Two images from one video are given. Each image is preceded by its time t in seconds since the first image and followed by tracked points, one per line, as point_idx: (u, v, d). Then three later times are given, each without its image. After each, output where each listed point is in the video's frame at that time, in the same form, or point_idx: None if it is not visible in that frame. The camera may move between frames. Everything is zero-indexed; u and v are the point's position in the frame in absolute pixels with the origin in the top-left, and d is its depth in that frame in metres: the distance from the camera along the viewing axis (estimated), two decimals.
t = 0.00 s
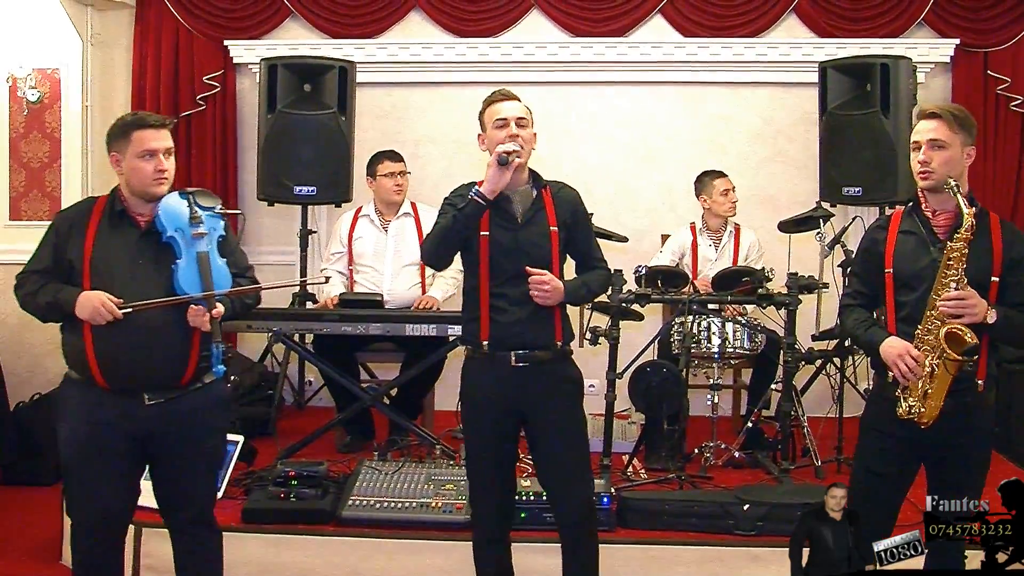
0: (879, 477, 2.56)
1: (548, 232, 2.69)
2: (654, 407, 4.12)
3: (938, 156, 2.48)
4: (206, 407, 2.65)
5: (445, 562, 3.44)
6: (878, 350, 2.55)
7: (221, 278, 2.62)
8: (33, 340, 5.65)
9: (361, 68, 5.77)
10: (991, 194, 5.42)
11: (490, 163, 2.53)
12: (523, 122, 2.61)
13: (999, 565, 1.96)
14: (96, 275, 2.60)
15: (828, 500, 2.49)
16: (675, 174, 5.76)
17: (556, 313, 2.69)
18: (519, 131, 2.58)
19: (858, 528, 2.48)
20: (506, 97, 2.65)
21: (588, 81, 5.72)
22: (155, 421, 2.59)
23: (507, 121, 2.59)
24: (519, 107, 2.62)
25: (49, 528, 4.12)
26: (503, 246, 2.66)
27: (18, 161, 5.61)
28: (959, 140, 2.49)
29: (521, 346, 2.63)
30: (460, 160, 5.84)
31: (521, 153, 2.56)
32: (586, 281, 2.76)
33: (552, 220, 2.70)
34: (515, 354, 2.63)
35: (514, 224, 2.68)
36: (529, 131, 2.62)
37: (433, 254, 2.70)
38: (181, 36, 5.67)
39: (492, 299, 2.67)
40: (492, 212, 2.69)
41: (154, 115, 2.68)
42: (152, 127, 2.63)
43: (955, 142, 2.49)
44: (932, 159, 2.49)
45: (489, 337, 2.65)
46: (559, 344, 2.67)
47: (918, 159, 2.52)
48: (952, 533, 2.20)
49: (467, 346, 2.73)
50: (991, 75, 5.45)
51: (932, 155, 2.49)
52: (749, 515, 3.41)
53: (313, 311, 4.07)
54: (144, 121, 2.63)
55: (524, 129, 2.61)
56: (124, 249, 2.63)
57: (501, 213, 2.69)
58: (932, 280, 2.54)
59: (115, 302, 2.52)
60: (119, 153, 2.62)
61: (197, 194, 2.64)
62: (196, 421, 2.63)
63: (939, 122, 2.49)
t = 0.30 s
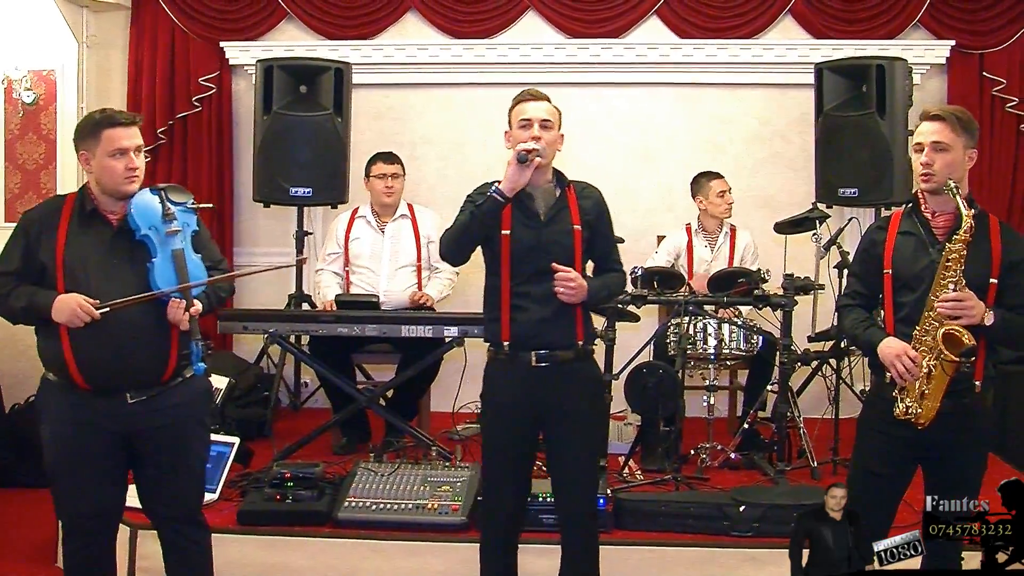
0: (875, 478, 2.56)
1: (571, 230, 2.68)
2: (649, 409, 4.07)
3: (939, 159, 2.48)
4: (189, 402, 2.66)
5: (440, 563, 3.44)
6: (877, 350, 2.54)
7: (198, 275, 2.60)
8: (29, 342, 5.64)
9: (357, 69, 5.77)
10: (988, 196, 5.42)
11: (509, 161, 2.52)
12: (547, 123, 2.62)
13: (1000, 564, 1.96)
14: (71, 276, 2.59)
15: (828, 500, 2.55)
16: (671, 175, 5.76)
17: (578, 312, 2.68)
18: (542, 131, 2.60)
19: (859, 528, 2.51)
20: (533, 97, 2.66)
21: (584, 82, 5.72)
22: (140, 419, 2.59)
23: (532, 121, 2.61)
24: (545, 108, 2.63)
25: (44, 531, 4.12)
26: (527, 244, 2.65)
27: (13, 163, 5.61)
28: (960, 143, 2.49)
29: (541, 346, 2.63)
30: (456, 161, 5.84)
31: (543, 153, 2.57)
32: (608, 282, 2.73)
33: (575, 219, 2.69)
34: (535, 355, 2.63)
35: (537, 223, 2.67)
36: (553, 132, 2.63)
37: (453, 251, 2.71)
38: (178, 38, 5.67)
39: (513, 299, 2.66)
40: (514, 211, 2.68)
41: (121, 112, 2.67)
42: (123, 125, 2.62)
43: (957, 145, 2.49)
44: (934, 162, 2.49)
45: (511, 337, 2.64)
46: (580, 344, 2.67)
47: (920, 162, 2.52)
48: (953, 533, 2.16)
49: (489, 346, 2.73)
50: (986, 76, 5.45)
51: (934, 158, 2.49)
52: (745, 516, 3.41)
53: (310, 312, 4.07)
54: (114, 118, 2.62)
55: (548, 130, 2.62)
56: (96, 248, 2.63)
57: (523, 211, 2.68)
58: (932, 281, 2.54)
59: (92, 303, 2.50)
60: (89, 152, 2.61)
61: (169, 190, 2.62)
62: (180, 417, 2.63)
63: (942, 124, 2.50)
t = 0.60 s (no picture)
0: (872, 476, 2.56)
1: (595, 232, 2.70)
2: (648, 405, 4.11)
3: (932, 157, 2.50)
4: (192, 404, 2.64)
5: (440, 561, 3.43)
6: (872, 345, 2.55)
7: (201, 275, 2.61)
8: (26, 339, 5.63)
9: (356, 67, 5.77)
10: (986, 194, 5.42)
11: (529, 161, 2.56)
12: (575, 124, 2.63)
13: (999, 565, 1.98)
14: (73, 275, 2.60)
15: (828, 500, 2.49)
16: (670, 173, 5.76)
17: (603, 313, 2.70)
18: (568, 132, 2.62)
19: (858, 528, 2.47)
20: (563, 98, 2.67)
21: (583, 80, 5.71)
22: (141, 420, 2.58)
23: (558, 121, 2.62)
24: (573, 108, 2.64)
25: (42, 529, 4.11)
26: (550, 244, 2.67)
27: (11, 160, 5.60)
28: (955, 141, 2.49)
29: (568, 346, 2.65)
30: (454, 159, 5.84)
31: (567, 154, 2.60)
32: (634, 284, 2.74)
33: (601, 220, 2.71)
34: (561, 355, 2.65)
35: (562, 223, 2.69)
36: (581, 133, 2.64)
37: (473, 252, 2.75)
38: (175, 36, 5.66)
39: (536, 299, 2.69)
40: (538, 212, 2.70)
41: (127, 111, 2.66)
42: (126, 125, 2.60)
43: (952, 143, 2.49)
44: (925, 159, 2.51)
45: (534, 339, 2.67)
46: (606, 344, 2.70)
47: (913, 158, 2.55)
48: (952, 533, 2.14)
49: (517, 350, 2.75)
50: (985, 74, 5.45)
51: (926, 156, 2.51)
52: (743, 513, 3.41)
53: (308, 310, 4.07)
54: (116, 118, 2.60)
55: (575, 131, 2.63)
56: (100, 247, 2.62)
57: (548, 211, 2.70)
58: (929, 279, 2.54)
59: (89, 300, 2.51)
60: (93, 153, 2.61)
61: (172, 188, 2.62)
62: (182, 418, 2.62)
63: (938, 122, 2.50)
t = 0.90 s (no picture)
0: (877, 473, 2.56)
1: (617, 229, 2.71)
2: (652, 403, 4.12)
3: (934, 152, 2.50)
4: (219, 407, 2.65)
5: (444, 559, 3.43)
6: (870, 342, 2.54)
7: (246, 269, 2.59)
8: (31, 337, 5.64)
9: (359, 65, 5.77)
10: (989, 190, 5.42)
11: (544, 158, 2.56)
12: (596, 120, 2.63)
13: (998, 565, 2.01)
14: (113, 272, 2.62)
15: (828, 499, 2.48)
16: (674, 170, 5.76)
17: (620, 311, 2.70)
18: (590, 127, 2.63)
19: (858, 528, 2.46)
20: (586, 92, 2.67)
21: (586, 77, 5.71)
22: (168, 420, 2.59)
23: (580, 116, 2.63)
24: (596, 103, 2.64)
25: (48, 526, 4.12)
26: (569, 240, 2.69)
27: (15, 158, 5.60)
28: (958, 138, 2.49)
29: (584, 343, 2.66)
30: (458, 157, 5.84)
31: (586, 149, 2.61)
32: (656, 283, 2.74)
33: (623, 217, 2.72)
34: (576, 351, 2.65)
35: (583, 218, 2.71)
36: (603, 129, 2.65)
37: (486, 245, 2.77)
38: (179, 33, 5.66)
39: (555, 294, 2.70)
40: (561, 206, 2.72)
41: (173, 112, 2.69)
42: (173, 125, 2.63)
43: (954, 140, 2.49)
44: (927, 155, 2.51)
45: (551, 334, 2.68)
46: (621, 342, 2.69)
47: (914, 154, 2.54)
48: (953, 533, 2.17)
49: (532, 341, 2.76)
50: (988, 71, 5.44)
51: (928, 151, 2.50)
52: (747, 511, 3.42)
53: (312, 308, 4.07)
54: (164, 119, 2.63)
55: (596, 127, 2.64)
56: (141, 244, 2.64)
57: (570, 205, 2.72)
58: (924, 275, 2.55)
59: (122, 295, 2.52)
60: (141, 152, 2.64)
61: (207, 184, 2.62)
62: (209, 420, 2.62)
63: (940, 118, 2.50)
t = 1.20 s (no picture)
0: (869, 470, 2.56)
1: (617, 229, 2.71)
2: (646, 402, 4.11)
3: (924, 150, 2.49)
4: (224, 407, 2.64)
5: (438, 557, 3.43)
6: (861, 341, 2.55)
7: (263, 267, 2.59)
8: (26, 337, 5.64)
9: (353, 64, 5.76)
10: (983, 188, 5.42)
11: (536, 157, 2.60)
12: (594, 118, 2.63)
13: (1000, 565, 1.99)
14: (125, 270, 2.63)
15: (828, 500, 2.48)
16: (668, 168, 5.76)
17: (615, 310, 2.69)
18: (588, 126, 2.64)
19: (858, 528, 2.47)
20: (586, 91, 2.68)
21: (581, 75, 5.71)
22: (173, 418, 2.59)
23: (579, 115, 2.64)
24: (595, 103, 2.64)
25: (42, 527, 4.11)
26: (568, 237, 2.71)
27: (8, 158, 5.59)
28: (946, 135, 2.49)
29: (577, 341, 2.67)
30: (452, 155, 5.83)
31: (583, 149, 2.63)
32: (654, 284, 2.75)
33: (624, 218, 2.72)
34: (569, 348, 2.67)
35: (584, 219, 2.72)
36: (604, 128, 2.66)
37: (481, 241, 2.79)
38: (172, 32, 5.65)
39: (551, 291, 2.72)
40: (562, 202, 2.74)
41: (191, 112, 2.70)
42: (191, 125, 2.65)
43: (943, 137, 2.49)
44: (917, 152, 2.50)
45: (546, 330, 2.69)
46: (616, 342, 2.69)
47: (904, 152, 2.53)
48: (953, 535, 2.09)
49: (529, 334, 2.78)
50: (982, 69, 5.44)
51: (918, 149, 2.50)
52: (741, 509, 3.43)
53: (306, 307, 4.06)
54: (181, 118, 2.65)
55: (595, 125, 2.65)
56: (153, 242, 2.65)
57: (571, 203, 2.74)
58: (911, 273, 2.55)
59: (129, 290, 2.52)
60: (158, 150, 2.65)
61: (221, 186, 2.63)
62: (214, 419, 2.62)
63: (928, 115, 2.50)
